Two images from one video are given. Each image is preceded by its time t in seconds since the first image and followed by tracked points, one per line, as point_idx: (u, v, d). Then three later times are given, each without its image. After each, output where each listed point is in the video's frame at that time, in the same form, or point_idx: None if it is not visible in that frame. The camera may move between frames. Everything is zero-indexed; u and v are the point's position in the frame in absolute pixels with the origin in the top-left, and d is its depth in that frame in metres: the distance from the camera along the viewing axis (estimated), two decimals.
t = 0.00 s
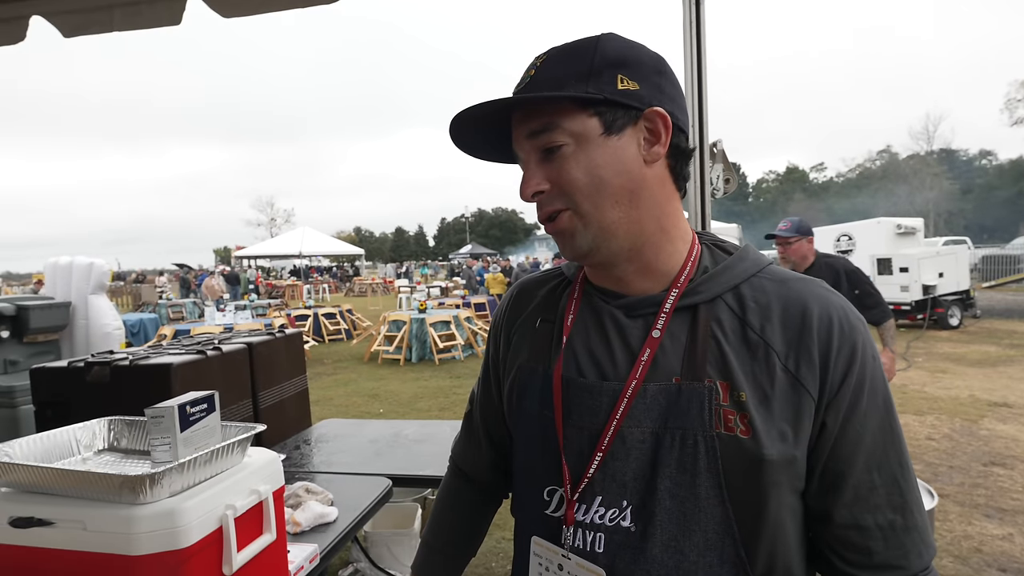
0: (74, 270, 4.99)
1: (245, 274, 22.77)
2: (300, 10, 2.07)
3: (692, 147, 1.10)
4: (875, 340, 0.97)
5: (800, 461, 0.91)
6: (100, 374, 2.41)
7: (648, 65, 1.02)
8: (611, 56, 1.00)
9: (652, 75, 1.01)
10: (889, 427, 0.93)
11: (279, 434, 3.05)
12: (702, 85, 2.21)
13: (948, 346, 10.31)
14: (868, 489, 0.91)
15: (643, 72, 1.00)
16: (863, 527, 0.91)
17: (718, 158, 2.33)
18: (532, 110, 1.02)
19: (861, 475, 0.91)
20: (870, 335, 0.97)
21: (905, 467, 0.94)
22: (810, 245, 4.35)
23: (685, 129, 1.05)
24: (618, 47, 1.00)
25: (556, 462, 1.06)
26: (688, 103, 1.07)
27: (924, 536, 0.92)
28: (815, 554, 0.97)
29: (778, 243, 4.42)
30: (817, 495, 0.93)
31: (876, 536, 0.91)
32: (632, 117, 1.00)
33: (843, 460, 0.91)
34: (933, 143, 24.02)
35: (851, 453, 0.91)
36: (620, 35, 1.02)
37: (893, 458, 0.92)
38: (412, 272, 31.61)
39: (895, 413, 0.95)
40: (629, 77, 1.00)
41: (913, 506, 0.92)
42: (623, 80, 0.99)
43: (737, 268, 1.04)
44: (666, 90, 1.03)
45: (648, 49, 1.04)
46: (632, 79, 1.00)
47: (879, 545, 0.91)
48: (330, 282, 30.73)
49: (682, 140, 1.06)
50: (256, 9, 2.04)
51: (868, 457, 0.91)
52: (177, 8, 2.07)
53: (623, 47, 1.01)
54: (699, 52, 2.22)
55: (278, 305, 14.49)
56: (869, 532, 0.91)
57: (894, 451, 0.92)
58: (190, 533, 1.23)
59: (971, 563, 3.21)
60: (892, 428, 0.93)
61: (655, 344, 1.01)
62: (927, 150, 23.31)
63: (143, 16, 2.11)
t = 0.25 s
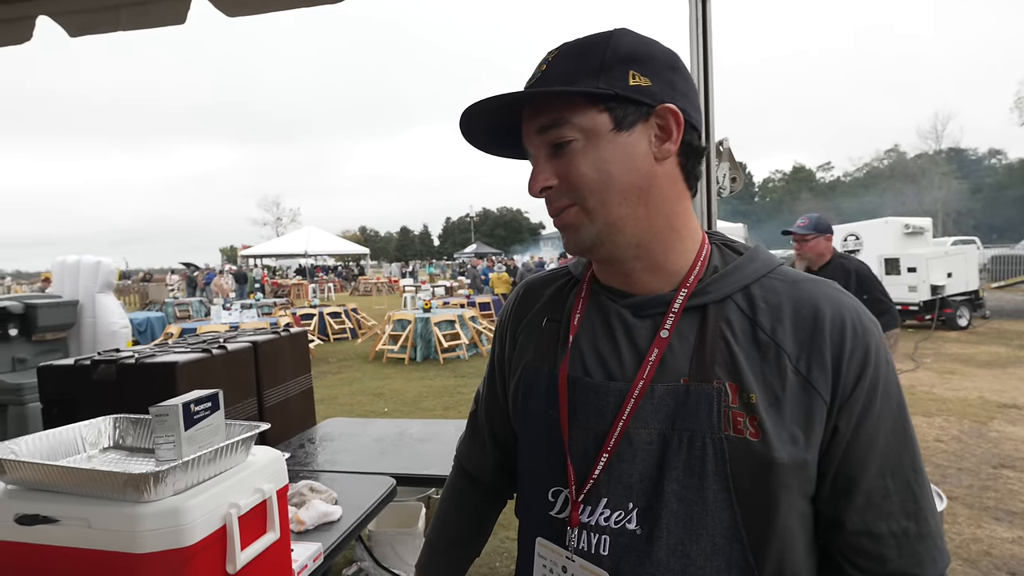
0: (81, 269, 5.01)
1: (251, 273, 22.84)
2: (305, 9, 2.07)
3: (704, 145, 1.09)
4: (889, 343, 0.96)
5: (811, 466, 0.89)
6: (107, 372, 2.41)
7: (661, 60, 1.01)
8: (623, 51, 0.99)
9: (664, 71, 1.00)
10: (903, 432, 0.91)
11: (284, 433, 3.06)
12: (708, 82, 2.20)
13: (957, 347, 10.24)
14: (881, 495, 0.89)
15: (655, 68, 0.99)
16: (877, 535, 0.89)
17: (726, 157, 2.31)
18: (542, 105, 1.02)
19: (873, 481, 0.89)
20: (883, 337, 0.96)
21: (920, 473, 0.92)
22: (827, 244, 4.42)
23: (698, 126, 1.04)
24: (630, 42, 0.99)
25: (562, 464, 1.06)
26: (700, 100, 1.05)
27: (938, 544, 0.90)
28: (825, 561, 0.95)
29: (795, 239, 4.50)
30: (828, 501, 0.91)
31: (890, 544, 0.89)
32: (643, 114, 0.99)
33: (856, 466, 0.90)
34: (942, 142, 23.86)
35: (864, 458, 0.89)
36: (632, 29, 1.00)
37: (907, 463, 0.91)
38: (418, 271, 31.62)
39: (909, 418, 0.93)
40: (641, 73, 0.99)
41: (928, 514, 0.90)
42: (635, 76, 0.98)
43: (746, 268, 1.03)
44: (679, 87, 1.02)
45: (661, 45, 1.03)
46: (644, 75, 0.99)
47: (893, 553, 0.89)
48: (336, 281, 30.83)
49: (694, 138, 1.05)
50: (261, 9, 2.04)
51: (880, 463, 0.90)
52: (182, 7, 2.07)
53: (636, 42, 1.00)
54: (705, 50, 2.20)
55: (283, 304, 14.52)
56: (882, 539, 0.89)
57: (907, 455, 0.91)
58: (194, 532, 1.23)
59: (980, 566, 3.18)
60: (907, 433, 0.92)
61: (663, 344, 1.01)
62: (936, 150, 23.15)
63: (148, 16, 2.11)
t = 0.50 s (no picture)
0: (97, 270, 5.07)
1: (262, 273, 23.00)
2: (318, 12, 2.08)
3: (732, 144, 1.08)
4: (920, 347, 0.95)
5: (840, 470, 0.89)
6: (124, 372, 2.44)
7: (691, 59, 1.01)
8: (653, 48, 0.99)
9: (693, 70, 1.01)
10: (937, 438, 0.90)
11: (297, 432, 3.08)
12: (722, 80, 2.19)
13: (973, 346, 10.11)
14: (913, 502, 0.89)
15: (685, 66, 1.00)
16: (908, 543, 0.89)
17: (739, 155, 2.30)
18: (570, 102, 1.02)
19: (905, 488, 0.88)
20: (915, 341, 0.95)
21: (953, 481, 0.91)
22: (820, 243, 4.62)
23: (727, 126, 1.04)
24: (660, 39, 0.99)
25: (584, 466, 1.06)
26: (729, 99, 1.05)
27: (972, 553, 0.90)
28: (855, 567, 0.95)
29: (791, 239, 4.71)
30: (857, 506, 0.91)
31: (921, 552, 0.88)
32: (672, 112, 0.99)
33: (887, 471, 0.89)
34: (956, 138, 23.54)
35: (895, 465, 0.89)
36: (662, 28, 1.01)
37: (940, 470, 0.90)
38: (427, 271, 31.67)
39: (942, 424, 0.92)
40: (670, 71, 0.99)
41: (962, 523, 0.90)
42: (665, 73, 0.98)
43: (773, 269, 1.03)
44: (708, 85, 1.02)
45: (691, 44, 1.03)
46: (673, 73, 0.99)
47: (924, 561, 0.88)
48: (346, 281, 30.98)
49: (723, 137, 1.04)
50: (274, 11, 2.06)
51: (912, 470, 0.89)
52: (198, 11, 2.10)
53: (665, 40, 1.00)
54: (718, 49, 2.20)
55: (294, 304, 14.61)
56: (913, 547, 0.88)
57: (940, 461, 0.90)
58: (212, 530, 1.24)
59: (999, 569, 3.14)
60: (939, 439, 0.91)
61: (688, 346, 1.01)
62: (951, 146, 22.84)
63: (164, 20, 2.14)
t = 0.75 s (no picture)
0: (121, 273, 5.17)
1: (282, 274, 23.30)
2: (333, 14, 2.10)
3: (754, 141, 1.05)
4: (962, 356, 0.91)
5: (871, 490, 0.86)
6: (148, 373, 2.49)
7: (719, 49, 0.96)
8: (680, 37, 0.93)
9: (721, 62, 0.96)
10: (981, 458, 0.86)
11: (317, 431, 3.12)
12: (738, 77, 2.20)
13: (1001, 341, 9.89)
14: (951, 523, 0.86)
15: (713, 58, 0.95)
16: (945, 566, 0.86)
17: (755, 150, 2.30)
18: (588, 95, 0.97)
19: (942, 509, 0.85)
20: (956, 351, 0.91)
21: (998, 502, 0.87)
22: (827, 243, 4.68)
23: (753, 123, 1.01)
24: (688, 28, 0.94)
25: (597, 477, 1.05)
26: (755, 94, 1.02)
27: None
28: None
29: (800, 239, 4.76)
30: (891, 528, 0.88)
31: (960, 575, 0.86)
32: (699, 109, 0.95)
33: (924, 492, 0.86)
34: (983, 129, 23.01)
35: (930, 484, 0.86)
36: (690, 14, 0.95)
37: (983, 491, 0.86)
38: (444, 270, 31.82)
39: (986, 440, 0.88)
40: (698, 62, 0.94)
41: (1008, 547, 0.86)
42: (692, 66, 0.94)
43: (799, 272, 1.00)
44: (736, 77, 0.98)
45: (719, 31, 0.98)
46: (700, 66, 0.94)
47: None
48: (364, 280, 31.25)
49: (748, 135, 1.01)
50: (291, 14, 2.08)
51: (952, 491, 0.85)
52: (217, 16, 2.13)
53: (693, 27, 0.94)
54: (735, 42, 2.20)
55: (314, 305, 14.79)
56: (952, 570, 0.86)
57: (984, 482, 0.86)
58: (235, 527, 1.27)
59: None
60: (982, 456, 0.87)
61: (705, 354, 0.98)
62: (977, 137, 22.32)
63: (184, 26, 2.18)
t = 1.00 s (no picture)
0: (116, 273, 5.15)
1: (278, 275, 23.26)
2: (330, 13, 2.10)
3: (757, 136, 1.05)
4: (967, 358, 0.88)
5: (877, 494, 0.82)
6: (143, 373, 2.48)
7: (723, 39, 0.96)
8: (684, 27, 0.93)
9: (726, 53, 0.96)
10: (989, 462, 0.83)
11: (313, 431, 3.11)
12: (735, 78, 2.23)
13: (995, 341, 9.94)
14: (957, 528, 0.82)
15: (718, 48, 0.95)
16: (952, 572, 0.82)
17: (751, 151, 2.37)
18: (591, 86, 0.97)
19: (949, 513, 0.82)
20: (962, 352, 0.88)
21: (1005, 507, 0.84)
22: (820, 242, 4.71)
23: (756, 116, 1.01)
24: (692, 18, 0.94)
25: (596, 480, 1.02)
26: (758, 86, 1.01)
27: None
28: None
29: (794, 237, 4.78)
30: (895, 531, 0.85)
31: None
32: (704, 100, 0.95)
33: (931, 495, 0.83)
34: (977, 129, 23.13)
35: (937, 487, 0.83)
36: (695, 4, 0.95)
37: (990, 496, 0.83)
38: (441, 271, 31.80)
39: (993, 442, 0.85)
40: (702, 52, 0.94)
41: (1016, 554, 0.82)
42: (696, 56, 0.94)
43: (802, 272, 0.97)
44: (740, 69, 0.98)
45: (723, 23, 0.98)
46: (705, 56, 0.94)
47: None
48: (361, 280, 31.21)
49: (751, 128, 1.01)
50: (288, 13, 2.07)
51: (958, 494, 0.82)
52: (213, 14, 2.12)
53: (698, 18, 0.95)
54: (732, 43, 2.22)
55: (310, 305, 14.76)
56: None
57: (991, 485, 0.83)
58: (231, 527, 1.26)
59: None
60: (989, 460, 0.84)
61: (708, 353, 0.95)
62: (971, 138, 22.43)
63: (180, 24, 2.17)
